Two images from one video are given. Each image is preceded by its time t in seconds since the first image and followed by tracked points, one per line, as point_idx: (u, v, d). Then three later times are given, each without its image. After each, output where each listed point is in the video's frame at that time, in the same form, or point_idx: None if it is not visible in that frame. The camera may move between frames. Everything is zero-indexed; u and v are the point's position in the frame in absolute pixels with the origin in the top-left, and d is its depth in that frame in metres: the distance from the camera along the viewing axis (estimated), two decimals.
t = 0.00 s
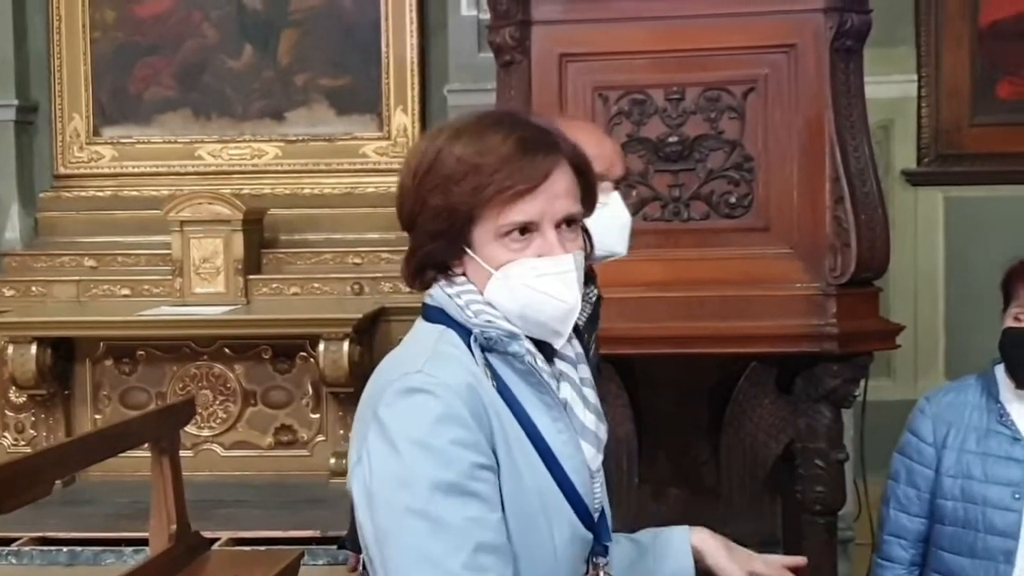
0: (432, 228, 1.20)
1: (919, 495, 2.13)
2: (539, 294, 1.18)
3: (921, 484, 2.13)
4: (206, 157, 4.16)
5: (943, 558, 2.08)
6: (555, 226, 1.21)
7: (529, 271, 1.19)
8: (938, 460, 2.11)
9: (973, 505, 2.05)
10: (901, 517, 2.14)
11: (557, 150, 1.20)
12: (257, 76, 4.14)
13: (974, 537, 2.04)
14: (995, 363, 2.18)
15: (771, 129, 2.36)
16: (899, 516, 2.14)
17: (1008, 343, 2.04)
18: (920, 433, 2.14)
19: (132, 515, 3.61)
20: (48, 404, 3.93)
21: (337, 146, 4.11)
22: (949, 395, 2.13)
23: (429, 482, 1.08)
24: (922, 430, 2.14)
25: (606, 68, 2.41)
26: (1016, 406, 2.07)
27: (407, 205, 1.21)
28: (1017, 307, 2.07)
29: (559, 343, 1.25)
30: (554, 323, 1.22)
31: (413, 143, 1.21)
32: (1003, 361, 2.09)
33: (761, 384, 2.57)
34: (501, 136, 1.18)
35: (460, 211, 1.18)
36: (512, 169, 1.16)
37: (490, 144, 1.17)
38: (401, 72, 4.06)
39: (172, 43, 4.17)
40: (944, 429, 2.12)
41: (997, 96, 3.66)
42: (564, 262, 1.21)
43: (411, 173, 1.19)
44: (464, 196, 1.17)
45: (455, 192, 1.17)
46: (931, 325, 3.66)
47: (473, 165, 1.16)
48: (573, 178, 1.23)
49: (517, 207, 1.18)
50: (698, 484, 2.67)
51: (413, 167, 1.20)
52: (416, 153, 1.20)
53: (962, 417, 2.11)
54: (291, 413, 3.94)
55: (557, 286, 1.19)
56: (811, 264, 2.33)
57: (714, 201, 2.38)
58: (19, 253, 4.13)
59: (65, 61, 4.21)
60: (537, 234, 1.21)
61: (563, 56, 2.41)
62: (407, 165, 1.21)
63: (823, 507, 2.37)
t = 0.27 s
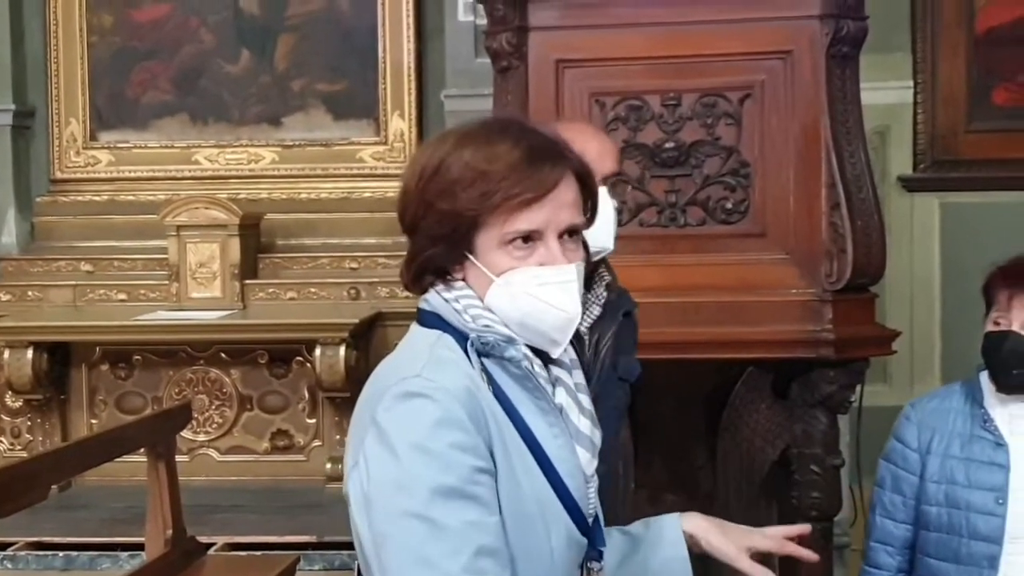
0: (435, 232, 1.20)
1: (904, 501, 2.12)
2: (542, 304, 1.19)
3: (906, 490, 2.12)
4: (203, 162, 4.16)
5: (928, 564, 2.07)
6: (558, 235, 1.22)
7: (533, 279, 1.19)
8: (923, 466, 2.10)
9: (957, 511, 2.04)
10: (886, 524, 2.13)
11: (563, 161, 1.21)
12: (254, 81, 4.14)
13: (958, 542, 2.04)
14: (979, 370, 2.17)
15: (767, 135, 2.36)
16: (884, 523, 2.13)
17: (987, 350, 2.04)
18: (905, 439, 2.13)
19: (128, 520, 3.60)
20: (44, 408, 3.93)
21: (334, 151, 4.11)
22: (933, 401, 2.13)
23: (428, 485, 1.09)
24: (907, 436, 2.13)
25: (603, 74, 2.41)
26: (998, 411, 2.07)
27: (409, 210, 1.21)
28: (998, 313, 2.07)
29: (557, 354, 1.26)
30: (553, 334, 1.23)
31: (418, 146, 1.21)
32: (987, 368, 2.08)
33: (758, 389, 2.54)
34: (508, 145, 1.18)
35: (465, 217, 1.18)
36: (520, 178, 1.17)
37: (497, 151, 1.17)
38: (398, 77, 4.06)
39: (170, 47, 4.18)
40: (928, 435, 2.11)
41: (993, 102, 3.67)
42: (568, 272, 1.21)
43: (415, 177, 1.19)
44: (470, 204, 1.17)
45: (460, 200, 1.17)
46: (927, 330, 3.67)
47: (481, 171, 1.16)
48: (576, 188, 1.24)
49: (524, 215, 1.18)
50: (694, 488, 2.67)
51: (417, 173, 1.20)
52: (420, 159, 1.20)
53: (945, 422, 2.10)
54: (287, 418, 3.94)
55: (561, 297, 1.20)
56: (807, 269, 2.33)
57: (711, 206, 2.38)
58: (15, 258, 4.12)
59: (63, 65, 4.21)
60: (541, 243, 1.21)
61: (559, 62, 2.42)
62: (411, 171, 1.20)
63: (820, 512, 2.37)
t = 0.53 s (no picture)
0: (434, 240, 1.20)
1: (890, 509, 2.12)
2: (541, 316, 1.19)
3: (891, 498, 2.12)
4: (198, 169, 4.16)
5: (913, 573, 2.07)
6: (558, 244, 1.22)
7: (533, 290, 1.19)
8: (908, 474, 2.11)
9: (939, 519, 2.04)
10: (873, 531, 2.13)
11: (561, 168, 1.21)
12: (249, 88, 4.15)
13: (940, 550, 2.03)
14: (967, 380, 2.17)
15: (761, 143, 2.37)
16: (872, 530, 2.13)
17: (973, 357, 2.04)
18: (892, 447, 2.14)
19: (122, 528, 3.60)
20: (38, 416, 3.93)
21: (329, 159, 4.12)
22: (920, 409, 2.13)
23: (414, 497, 1.08)
24: (893, 445, 2.14)
25: (596, 82, 2.42)
26: (983, 420, 2.06)
27: (407, 217, 1.20)
28: (983, 321, 2.07)
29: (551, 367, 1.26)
30: (551, 347, 1.23)
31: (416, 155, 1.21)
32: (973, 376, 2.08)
33: (753, 396, 2.56)
34: (507, 152, 1.18)
35: (465, 224, 1.18)
36: (519, 184, 1.17)
37: (496, 159, 1.17)
38: (393, 84, 4.06)
39: (165, 55, 4.18)
40: (913, 443, 2.11)
41: (986, 110, 3.68)
42: (567, 285, 1.21)
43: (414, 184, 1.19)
44: (470, 211, 1.17)
45: (461, 208, 1.17)
46: (921, 338, 3.67)
47: (480, 178, 1.16)
48: (576, 196, 1.24)
49: (523, 222, 1.18)
50: (687, 496, 2.66)
51: (415, 180, 1.19)
52: (418, 166, 1.20)
53: (931, 431, 2.10)
54: (281, 426, 3.94)
55: (561, 310, 1.20)
56: (802, 276, 2.34)
57: (705, 214, 2.39)
58: (9, 265, 4.12)
59: (57, 73, 4.21)
60: (539, 253, 1.22)
61: (554, 70, 2.42)
62: (409, 179, 1.20)
63: (814, 520, 2.37)
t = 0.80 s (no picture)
0: (428, 245, 1.21)
1: (875, 515, 2.12)
2: (525, 329, 1.20)
3: (877, 504, 2.12)
4: (188, 175, 4.16)
5: None
6: (548, 262, 1.22)
7: (519, 304, 1.20)
8: (893, 480, 2.11)
9: (924, 525, 2.04)
10: (858, 537, 2.14)
11: (565, 189, 1.20)
12: (240, 94, 4.15)
13: (925, 556, 2.04)
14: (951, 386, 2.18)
15: (751, 149, 2.37)
16: (857, 537, 2.14)
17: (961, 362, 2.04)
18: (877, 453, 2.15)
19: (112, 534, 3.59)
20: (28, 422, 3.92)
21: (320, 165, 4.12)
22: (905, 415, 2.14)
23: (391, 504, 1.07)
24: (878, 451, 2.14)
25: (587, 88, 2.42)
26: (968, 426, 2.08)
27: (407, 218, 1.21)
28: (969, 327, 2.09)
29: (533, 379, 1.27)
30: (534, 359, 1.24)
31: (425, 156, 1.21)
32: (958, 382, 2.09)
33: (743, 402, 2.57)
34: (511, 167, 1.18)
35: (459, 234, 1.18)
36: (519, 202, 1.16)
37: (500, 172, 1.17)
38: (384, 90, 4.07)
39: (157, 60, 4.18)
40: (898, 449, 2.12)
41: (977, 116, 3.68)
42: (554, 300, 1.22)
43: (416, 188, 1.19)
44: (466, 221, 1.17)
45: (457, 217, 1.17)
46: (912, 344, 3.68)
47: (480, 190, 1.16)
48: (575, 217, 1.23)
49: (516, 238, 1.19)
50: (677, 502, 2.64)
51: (419, 182, 1.19)
52: (425, 168, 1.20)
53: (915, 437, 2.10)
54: (272, 432, 3.94)
55: (545, 324, 1.21)
56: (792, 282, 2.34)
57: (695, 220, 2.39)
58: None
59: (48, 78, 4.21)
60: (529, 268, 1.22)
61: (545, 77, 2.42)
62: (415, 180, 1.20)
63: (804, 526, 2.36)
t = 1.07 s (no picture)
0: (420, 248, 1.21)
1: (865, 518, 2.13)
2: (522, 321, 1.20)
3: (867, 507, 2.13)
4: (183, 178, 4.16)
5: None
6: (541, 254, 1.23)
7: (514, 297, 1.20)
8: (883, 484, 2.12)
9: (915, 528, 2.05)
10: (849, 541, 2.14)
11: (554, 181, 1.22)
12: (235, 97, 4.15)
13: (915, 560, 2.04)
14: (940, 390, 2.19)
15: (746, 153, 2.37)
16: (848, 540, 2.14)
17: (954, 365, 2.04)
18: (867, 457, 2.15)
19: (106, 538, 3.58)
20: (23, 425, 3.91)
21: (315, 168, 4.12)
22: (894, 419, 2.14)
23: (383, 511, 1.08)
24: (868, 454, 2.15)
25: (581, 92, 2.42)
26: (958, 429, 2.08)
27: (395, 225, 1.21)
28: (961, 331, 2.10)
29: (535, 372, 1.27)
30: (535, 352, 1.24)
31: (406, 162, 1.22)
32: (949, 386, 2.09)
33: (738, 406, 2.56)
34: (498, 163, 1.19)
35: (452, 233, 1.19)
36: (509, 195, 1.18)
37: (487, 168, 1.19)
38: (379, 94, 4.06)
39: (152, 64, 4.18)
40: (888, 453, 2.12)
41: (972, 120, 3.69)
42: (550, 290, 1.23)
43: (403, 192, 1.20)
44: (458, 220, 1.18)
45: (449, 216, 1.18)
46: (907, 348, 3.68)
47: (469, 187, 1.17)
48: (562, 209, 1.25)
49: (510, 232, 1.19)
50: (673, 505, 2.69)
51: (404, 187, 1.20)
52: (408, 174, 1.20)
53: (905, 441, 2.11)
54: (267, 435, 3.93)
55: (542, 314, 1.21)
56: (786, 286, 2.34)
57: (690, 224, 2.39)
58: None
59: (43, 81, 4.21)
60: (523, 262, 1.23)
61: (540, 80, 2.43)
62: (399, 186, 1.21)
63: (799, 530, 2.37)
